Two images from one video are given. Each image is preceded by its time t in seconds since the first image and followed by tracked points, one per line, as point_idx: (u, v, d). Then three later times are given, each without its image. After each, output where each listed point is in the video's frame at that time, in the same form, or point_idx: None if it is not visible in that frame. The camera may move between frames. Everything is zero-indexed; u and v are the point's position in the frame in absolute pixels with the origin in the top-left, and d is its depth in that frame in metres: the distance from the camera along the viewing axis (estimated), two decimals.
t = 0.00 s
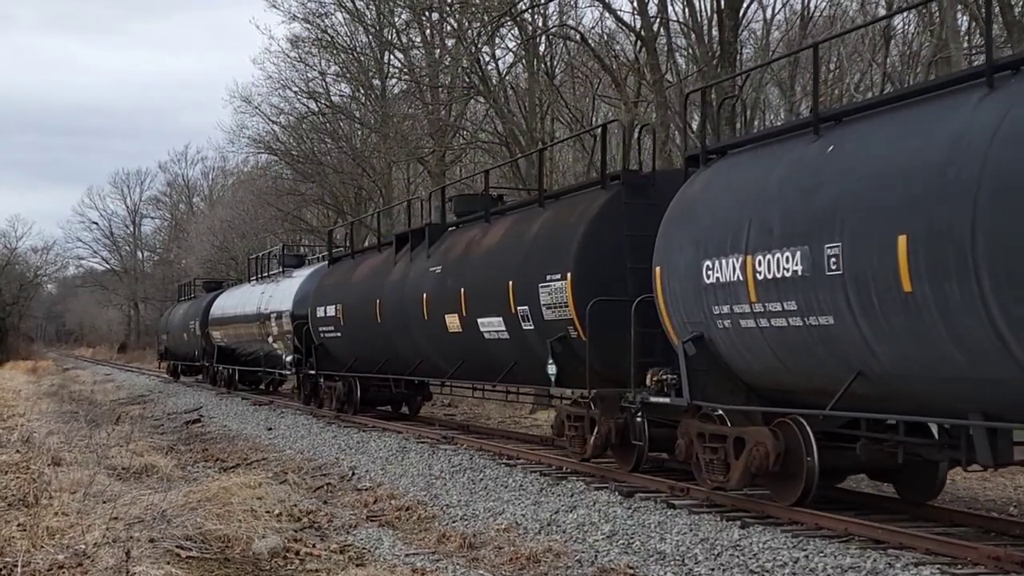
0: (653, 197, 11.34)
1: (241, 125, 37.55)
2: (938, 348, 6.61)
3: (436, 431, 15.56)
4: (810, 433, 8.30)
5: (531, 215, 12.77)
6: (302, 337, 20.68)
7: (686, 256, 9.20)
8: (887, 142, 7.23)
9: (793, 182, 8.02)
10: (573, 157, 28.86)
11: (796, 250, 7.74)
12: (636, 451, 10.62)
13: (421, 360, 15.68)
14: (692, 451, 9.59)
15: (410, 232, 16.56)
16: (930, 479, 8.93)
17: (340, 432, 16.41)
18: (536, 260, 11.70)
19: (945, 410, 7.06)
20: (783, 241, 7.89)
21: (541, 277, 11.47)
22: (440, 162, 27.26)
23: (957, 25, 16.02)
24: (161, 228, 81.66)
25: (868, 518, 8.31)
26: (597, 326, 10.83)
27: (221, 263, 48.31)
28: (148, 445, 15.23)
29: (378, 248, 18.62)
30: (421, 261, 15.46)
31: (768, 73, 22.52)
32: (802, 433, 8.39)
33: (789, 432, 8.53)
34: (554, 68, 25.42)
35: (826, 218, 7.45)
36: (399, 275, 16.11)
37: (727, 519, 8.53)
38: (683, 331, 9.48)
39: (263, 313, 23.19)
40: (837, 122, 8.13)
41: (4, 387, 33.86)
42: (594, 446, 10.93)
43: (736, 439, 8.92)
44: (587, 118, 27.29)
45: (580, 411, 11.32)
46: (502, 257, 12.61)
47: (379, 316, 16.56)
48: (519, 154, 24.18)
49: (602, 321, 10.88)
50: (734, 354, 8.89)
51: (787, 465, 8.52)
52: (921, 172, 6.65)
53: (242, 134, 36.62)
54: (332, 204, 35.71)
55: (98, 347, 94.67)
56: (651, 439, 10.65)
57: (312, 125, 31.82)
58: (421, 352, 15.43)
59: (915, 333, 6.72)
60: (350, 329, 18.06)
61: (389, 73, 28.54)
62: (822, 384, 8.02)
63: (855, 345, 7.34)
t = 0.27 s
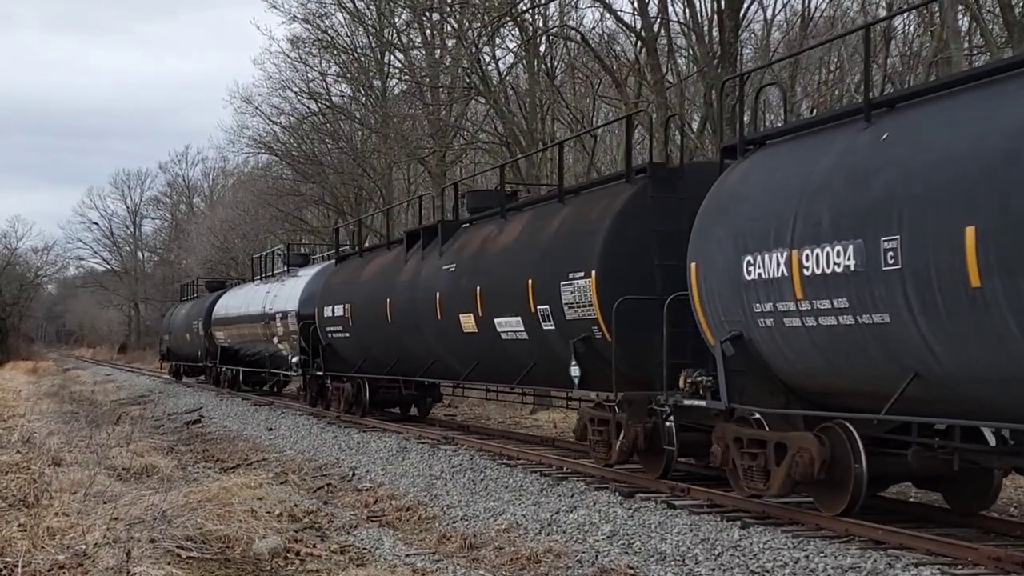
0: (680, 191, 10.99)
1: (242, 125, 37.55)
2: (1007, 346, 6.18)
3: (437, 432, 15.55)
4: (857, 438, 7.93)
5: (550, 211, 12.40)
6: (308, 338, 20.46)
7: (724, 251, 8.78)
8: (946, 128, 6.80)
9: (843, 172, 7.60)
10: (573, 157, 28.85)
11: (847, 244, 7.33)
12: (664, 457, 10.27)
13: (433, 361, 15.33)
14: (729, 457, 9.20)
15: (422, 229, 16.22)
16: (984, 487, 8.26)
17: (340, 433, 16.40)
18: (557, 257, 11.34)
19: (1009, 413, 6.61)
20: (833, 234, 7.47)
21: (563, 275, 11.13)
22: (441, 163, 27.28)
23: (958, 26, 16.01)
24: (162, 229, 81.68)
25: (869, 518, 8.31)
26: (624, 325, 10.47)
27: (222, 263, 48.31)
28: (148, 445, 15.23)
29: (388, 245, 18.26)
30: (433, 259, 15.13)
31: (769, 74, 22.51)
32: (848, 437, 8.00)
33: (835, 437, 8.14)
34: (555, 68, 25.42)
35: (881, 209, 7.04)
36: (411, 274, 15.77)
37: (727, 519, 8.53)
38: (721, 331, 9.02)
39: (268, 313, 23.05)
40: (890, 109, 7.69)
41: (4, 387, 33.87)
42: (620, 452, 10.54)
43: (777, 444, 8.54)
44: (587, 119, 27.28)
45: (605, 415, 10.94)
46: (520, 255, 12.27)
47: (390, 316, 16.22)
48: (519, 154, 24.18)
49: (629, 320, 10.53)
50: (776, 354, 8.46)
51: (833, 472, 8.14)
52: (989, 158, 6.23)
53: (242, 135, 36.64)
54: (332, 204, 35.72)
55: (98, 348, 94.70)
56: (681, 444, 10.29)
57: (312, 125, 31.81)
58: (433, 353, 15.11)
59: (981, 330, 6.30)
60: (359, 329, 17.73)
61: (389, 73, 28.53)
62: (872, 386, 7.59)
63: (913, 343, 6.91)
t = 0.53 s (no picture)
0: (713, 183, 10.52)
1: (243, 125, 37.56)
2: None
3: (438, 432, 15.53)
4: (912, 444, 7.34)
5: (573, 206, 11.98)
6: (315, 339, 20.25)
7: (766, 246, 8.23)
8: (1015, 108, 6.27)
9: (898, 159, 7.06)
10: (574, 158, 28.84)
11: (906, 236, 6.78)
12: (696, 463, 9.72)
13: (447, 362, 14.93)
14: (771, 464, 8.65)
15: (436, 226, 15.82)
16: None
17: (342, 433, 16.40)
18: (581, 253, 10.91)
19: None
20: (890, 226, 6.93)
21: (588, 272, 10.70)
22: (443, 163, 27.32)
23: (959, 26, 16.02)
24: (163, 229, 81.73)
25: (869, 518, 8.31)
26: (654, 323, 9.99)
27: (224, 263, 48.34)
28: (150, 446, 15.22)
29: (400, 243, 17.83)
30: (448, 256, 14.73)
31: (770, 75, 22.52)
32: (902, 443, 7.42)
33: (888, 443, 7.56)
34: (556, 69, 25.45)
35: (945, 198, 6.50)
36: (424, 273, 15.38)
37: (729, 520, 8.52)
38: (763, 330, 8.45)
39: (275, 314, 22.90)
40: (949, 93, 7.13)
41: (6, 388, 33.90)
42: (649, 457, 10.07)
43: (825, 451, 7.97)
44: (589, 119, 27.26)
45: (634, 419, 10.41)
46: (540, 252, 11.86)
47: (403, 315, 15.84)
48: (520, 155, 24.19)
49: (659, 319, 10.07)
50: (823, 356, 7.91)
51: (885, 481, 7.56)
52: None
53: (244, 135, 36.67)
54: (334, 205, 35.73)
55: (100, 349, 94.80)
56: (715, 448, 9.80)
57: (314, 126, 31.81)
58: (447, 353, 14.72)
59: None
60: (371, 329, 17.35)
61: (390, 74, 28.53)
62: (932, 390, 7.04)
63: (982, 344, 6.38)
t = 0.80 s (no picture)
0: (749, 177, 10.14)
1: (243, 126, 37.57)
2: None
3: (439, 433, 15.52)
4: (975, 452, 6.83)
5: (596, 201, 11.62)
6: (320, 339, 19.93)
7: (816, 241, 7.78)
8: None
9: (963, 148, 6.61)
10: (575, 158, 28.84)
11: (974, 231, 6.34)
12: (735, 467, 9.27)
13: (462, 363, 14.57)
14: (815, 471, 8.12)
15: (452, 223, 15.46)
16: None
17: (343, 434, 16.39)
18: (608, 249, 10.54)
19: None
20: (955, 219, 6.49)
21: (616, 268, 10.33)
22: (444, 163, 27.34)
23: (960, 26, 16.03)
24: (164, 230, 81.78)
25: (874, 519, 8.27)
26: (689, 323, 9.58)
27: (225, 264, 48.33)
28: (150, 446, 15.21)
29: (411, 240, 17.47)
30: (464, 254, 14.37)
31: (772, 75, 22.53)
32: (963, 452, 6.91)
33: (947, 451, 7.05)
34: (557, 69, 25.46)
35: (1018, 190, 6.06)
36: (439, 271, 15.04)
37: (730, 521, 8.52)
38: (810, 330, 7.99)
39: (281, 314, 22.67)
40: (1017, 73, 6.62)
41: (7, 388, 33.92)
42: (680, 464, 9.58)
43: (877, 458, 7.45)
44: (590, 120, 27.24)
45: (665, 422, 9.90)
46: (563, 249, 11.52)
47: (417, 315, 15.49)
48: (521, 155, 24.19)
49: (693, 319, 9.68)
50: (877, 357, 7.46)
51: (944, 491, 7.05)
52: None
53: (245, 136, 36.68)
54: (334, 205, 35.74)
55: (100, 349, 94.84)
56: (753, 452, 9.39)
57: (315, 126, 31.81)
58: (463, 354, 14.37)
59: None
60: (382, 329, 16.99)
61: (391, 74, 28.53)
62: (999, 393, 6.60)
63: None
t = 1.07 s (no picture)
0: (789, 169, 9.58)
1: (243, 126, 37.56)
2: None
3: (439, 433, 15.50)
4: None
5: (619, 196, 11.17)
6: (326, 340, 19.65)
7: (867, 236, 7.21)
8: None
9: None
10: (574, 158, 28.86)
11: None
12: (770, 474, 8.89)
13: (476, 364, 14.18)
14: (864, 478, 7.60)
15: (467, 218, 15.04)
16: None
17: (342, 434, 16.38)
18: (634, 245, 10.10)
19: None
20: None
21: (643, 265, 9.88)
22: (443, 163, 27.36)
23: (959, 26, 16.04)
24: (163, 230, 81.78)
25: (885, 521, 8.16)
26: (723, 323, 9.10)
27: (224, 264, 48.32)
28: (150, 447, 15.19)
29: (422, 237, 17.07)
30: (479, 252, 13.94)
31: (771, 75, 22.54)
32: None
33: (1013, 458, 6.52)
34: (556, 69, 25.46)
35: None
36: (453, 269, 14.67)
37: (730, 521, 8.52)
38: (860, 329, 7.41)
39: (285, 313, 22.42)
40: None
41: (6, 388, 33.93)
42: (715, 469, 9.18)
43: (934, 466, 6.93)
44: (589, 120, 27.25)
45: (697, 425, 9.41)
46: (585, 245, 11.10)
47: (429, 314, 15.11)
48: (521, 155, 24.20)
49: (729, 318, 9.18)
50: (936, 360, 6.88)
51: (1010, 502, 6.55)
52: None
53: (244, 136, 36.67)
54: (334, 205, 35.75)
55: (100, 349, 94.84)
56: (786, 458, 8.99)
57: (314, 126, 31.80)
58: (478, 355, 13.94)
59: None
60: (392, 329, 16.60)
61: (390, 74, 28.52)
62: None
63: None
